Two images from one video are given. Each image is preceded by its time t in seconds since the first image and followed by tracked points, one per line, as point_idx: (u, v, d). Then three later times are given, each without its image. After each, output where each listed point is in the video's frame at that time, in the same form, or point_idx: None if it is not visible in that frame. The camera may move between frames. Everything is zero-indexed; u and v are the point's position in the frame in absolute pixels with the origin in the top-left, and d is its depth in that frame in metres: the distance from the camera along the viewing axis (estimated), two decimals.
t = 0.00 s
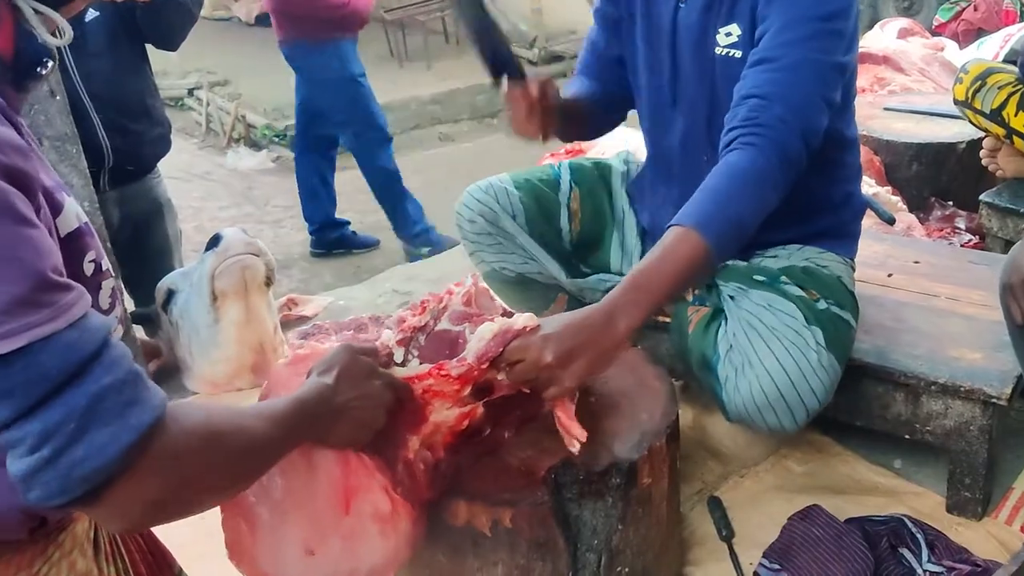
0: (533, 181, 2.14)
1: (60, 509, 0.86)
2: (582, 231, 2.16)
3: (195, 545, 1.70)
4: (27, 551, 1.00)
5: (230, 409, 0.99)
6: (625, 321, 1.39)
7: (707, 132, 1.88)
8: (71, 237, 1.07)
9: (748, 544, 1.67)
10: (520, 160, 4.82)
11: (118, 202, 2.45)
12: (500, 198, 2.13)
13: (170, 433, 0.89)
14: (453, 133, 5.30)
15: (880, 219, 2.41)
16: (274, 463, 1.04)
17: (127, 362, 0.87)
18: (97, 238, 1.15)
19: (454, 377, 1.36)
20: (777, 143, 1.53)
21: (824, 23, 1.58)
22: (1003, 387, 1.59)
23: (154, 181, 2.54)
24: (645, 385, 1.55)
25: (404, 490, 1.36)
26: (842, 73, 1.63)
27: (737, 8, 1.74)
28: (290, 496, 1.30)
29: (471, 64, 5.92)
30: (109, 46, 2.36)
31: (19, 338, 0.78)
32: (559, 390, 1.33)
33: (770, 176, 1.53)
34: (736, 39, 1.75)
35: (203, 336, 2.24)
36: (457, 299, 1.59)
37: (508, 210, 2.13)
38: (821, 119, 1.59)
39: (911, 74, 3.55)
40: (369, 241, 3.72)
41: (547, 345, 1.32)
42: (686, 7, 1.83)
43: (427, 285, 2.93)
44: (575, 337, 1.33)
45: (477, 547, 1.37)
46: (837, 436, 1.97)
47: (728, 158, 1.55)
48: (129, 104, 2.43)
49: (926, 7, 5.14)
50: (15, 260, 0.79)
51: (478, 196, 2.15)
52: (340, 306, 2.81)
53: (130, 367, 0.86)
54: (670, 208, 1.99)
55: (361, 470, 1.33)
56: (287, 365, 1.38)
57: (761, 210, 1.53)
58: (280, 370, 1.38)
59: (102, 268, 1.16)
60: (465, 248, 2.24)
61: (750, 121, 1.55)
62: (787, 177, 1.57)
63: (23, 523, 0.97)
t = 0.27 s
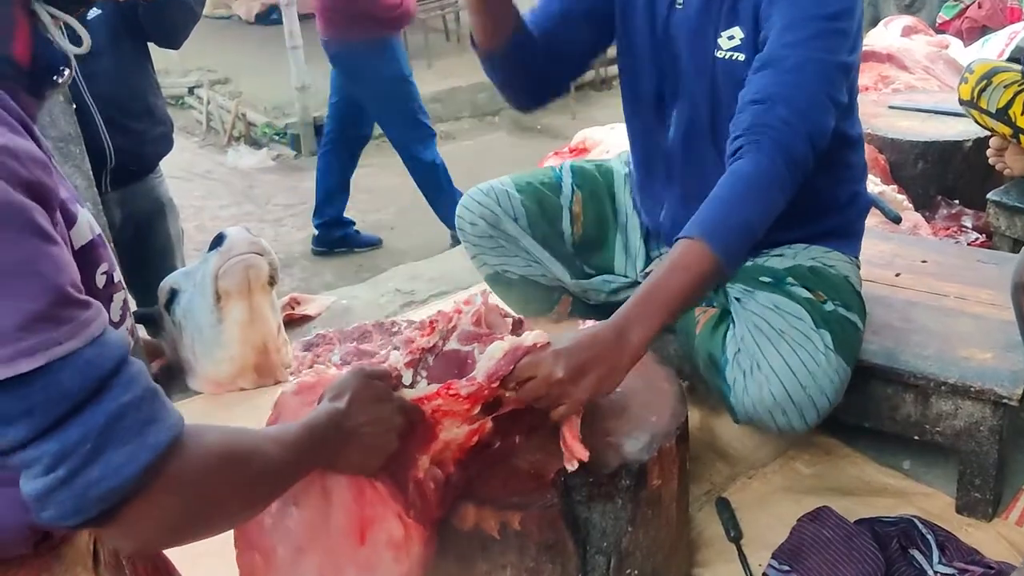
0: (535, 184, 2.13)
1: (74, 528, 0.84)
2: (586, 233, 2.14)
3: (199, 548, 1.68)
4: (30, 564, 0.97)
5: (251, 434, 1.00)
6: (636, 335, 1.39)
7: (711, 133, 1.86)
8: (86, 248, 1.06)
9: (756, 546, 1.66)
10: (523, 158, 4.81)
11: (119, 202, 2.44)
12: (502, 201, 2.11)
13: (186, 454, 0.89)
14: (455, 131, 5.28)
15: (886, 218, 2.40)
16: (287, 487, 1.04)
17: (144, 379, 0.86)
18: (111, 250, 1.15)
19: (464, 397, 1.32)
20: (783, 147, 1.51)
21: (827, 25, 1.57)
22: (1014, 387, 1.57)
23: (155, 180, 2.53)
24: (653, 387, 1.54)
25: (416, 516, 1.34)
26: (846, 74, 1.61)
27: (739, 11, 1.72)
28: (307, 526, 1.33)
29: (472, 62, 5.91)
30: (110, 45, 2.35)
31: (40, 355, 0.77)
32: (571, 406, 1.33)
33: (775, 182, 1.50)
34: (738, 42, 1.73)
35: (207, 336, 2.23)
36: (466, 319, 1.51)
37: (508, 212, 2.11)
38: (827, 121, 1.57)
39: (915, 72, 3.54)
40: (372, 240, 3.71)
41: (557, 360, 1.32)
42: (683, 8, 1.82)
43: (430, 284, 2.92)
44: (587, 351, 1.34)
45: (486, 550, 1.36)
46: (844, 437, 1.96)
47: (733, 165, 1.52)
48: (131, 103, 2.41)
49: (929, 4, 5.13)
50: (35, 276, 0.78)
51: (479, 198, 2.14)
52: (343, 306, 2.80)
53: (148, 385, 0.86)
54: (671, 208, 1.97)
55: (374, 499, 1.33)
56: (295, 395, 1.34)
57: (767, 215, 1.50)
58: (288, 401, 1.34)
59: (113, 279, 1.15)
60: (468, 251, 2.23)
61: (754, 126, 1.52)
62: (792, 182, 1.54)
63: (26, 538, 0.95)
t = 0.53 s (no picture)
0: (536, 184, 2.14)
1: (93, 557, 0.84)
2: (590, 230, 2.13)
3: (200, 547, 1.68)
4: None
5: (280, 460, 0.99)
6: (646, 348, 1.37)
7: (716, 137, 1.86)
8: (96, 267, 1.07)
9: (762, 545, 1.66)
10: (523, 156, 4.80)
11: (119, 201, 2.43)
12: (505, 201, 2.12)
13: (209, 479, 0.87)
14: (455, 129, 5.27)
15: (890, 216, 2.39)
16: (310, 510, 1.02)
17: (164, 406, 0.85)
18: (119, 268, 1.16)
19: (479, 412, 1.30)
20: (790, 155, 1.51)
21: (836, 31, 1.55)
22: (1021, 386, 1.57)
23: (155, 179, 2.52)
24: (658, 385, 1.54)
25: (431, 534, 1.34)
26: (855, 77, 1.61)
27: (745, 13, 1.71)
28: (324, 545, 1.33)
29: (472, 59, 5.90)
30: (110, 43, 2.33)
31: (61, 390, 0.76)
32: (583, 421, 1.30)
33: (784, 191, 1.51)
34: (744, 42, 1.73)
35: (208, 335, 2.22)
36: (481, 333, 1.47)
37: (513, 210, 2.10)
38: (834, 130, 1.56)
39: (917, 70, 3.54)
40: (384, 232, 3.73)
41: (572, 371, 1.30)
42: (694, 10, 1.79)
43: (431, 282, 2.91)
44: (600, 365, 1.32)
45: (493, 550, 1.35)
46: (848, 435, 1.96)
47: (741, 172, 1.53)
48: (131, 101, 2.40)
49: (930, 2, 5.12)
50: (61, 310, 0.77)
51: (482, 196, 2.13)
52: (344, 304, 2.79)
53: (169, 413, 0.85)
54: (680, 210, 1.98)
55: (392, 520, 1.32)
56: (309, 413, 1.33)
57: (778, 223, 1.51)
58: (302, 421, 1.33)
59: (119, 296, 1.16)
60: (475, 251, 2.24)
61: (762, 134, 1.53)
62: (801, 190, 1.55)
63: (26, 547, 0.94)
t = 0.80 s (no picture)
0: (541, 181, 2.10)
1: None
2: (590, 228, 2.14)
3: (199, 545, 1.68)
4: None
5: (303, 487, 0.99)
6: (658, 355, 1.37)
7: (716, 135, 1.86)
8: (99, 291, 1.07)
9: (764, 545, 1.65)
10: (522, 155, 4.80)
11: (118, 199, 2.42)
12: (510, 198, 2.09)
13: (228, 504, 0.87)
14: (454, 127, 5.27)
15: (890, 215, 2.39)
16: (328, 536, 1.01)
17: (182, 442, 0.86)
18: (123, 291, 1.16)
19: (491, 424, 1.32)
20: (798, 157, 1.50)
21: (840, 29, 1.55)
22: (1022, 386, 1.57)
23: (155, 177, 2.51)
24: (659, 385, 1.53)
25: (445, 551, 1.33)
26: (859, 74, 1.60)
27: (746, 7, 1.71)
28: None
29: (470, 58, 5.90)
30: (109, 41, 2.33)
31: (76, 434, 0.76)
32: (593, 429, 1.31)
33: (792, 194, 1.49)
34: (744, 38, 1.73)
35: (207, 335, 2.21)
36: (491, 343, 1.46)
37: (515, 211, 2.09)
38: (840, 129, 1.55)
39: (917, 69, 3.54)
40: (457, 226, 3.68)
41: (583, 379, 1.31)
42: (694, 5, 1.79)
43: (431, 281, 2.90)
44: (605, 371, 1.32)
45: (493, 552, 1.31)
46: (848, 435, 1.96)
47: (748, 175, 1.51)
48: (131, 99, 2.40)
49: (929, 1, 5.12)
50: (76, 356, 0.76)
51: (485, 196, 2.11)
52: (344, 303, 2.79)
53: (189, 446, 0.86)
54: (679, 210, 1.96)
55: (419, 549, 1.27)
56: (321, 438, 1.29)
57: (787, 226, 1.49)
58: (316, 446, 1.29)
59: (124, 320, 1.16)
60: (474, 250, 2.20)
61: (767, 136, 1.51)
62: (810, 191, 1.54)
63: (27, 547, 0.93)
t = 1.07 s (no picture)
0: (536, 180, 2.13)
1: None
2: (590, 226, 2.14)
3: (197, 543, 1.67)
4: None
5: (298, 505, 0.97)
6: (664, 368, 1.35)
7: (719, 136, 1.84)
8: (93, 311, 0.99)
9: (764, 543, 1.65)
10: (521, 151, 4.79)
11: (117, 195, 2.42)
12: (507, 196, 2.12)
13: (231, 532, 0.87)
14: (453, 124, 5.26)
15: (890, 213, 2.39)
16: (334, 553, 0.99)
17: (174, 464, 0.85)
18: (118, 301, 1.07)
19: (500, 435, 1.28)
20: (807, 173, 1.49)
21: (851, 41, 1.52)
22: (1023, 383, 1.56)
23: (154, 174, 2.51)
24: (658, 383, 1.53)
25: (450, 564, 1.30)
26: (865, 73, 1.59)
27: (755, 20, 1.68)
28: None
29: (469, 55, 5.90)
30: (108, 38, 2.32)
31: (72, 476, 0.75)
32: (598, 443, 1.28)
33: (801, 208, 1.49)
34: (754, 50, 1.70)
35: (205, 332, 2.21)
36: (501, 355, 1.40)
37: (508, 210, 2.12)
38: (850, 137, 1.54)
39: (916, 66, 3.54)
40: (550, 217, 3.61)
41: (588, 393, 1.27)
42: (699, 13, 1.77)
43: (430, 279, 2.90)
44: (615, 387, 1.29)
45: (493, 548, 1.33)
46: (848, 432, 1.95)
47: (756, 190, 1.51)
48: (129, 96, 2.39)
49: None
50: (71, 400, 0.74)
51: (480, 196, 2.15)
52: (343, 301, 2.78)
53: (189, 473, 0.84)
54: (680, 214, 1.97)
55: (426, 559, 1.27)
56: (331, 446, 1.29)
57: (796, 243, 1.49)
58: (324, 453, 1.29)
59: (119, 335, 1.07)
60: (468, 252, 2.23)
61: (777, 150, 1.50)
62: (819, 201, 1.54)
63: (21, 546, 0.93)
